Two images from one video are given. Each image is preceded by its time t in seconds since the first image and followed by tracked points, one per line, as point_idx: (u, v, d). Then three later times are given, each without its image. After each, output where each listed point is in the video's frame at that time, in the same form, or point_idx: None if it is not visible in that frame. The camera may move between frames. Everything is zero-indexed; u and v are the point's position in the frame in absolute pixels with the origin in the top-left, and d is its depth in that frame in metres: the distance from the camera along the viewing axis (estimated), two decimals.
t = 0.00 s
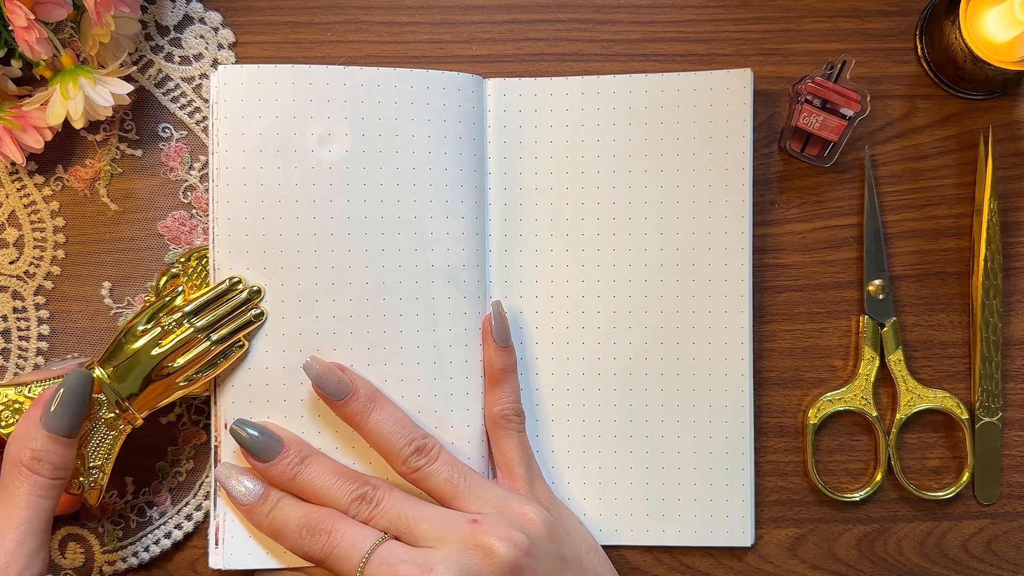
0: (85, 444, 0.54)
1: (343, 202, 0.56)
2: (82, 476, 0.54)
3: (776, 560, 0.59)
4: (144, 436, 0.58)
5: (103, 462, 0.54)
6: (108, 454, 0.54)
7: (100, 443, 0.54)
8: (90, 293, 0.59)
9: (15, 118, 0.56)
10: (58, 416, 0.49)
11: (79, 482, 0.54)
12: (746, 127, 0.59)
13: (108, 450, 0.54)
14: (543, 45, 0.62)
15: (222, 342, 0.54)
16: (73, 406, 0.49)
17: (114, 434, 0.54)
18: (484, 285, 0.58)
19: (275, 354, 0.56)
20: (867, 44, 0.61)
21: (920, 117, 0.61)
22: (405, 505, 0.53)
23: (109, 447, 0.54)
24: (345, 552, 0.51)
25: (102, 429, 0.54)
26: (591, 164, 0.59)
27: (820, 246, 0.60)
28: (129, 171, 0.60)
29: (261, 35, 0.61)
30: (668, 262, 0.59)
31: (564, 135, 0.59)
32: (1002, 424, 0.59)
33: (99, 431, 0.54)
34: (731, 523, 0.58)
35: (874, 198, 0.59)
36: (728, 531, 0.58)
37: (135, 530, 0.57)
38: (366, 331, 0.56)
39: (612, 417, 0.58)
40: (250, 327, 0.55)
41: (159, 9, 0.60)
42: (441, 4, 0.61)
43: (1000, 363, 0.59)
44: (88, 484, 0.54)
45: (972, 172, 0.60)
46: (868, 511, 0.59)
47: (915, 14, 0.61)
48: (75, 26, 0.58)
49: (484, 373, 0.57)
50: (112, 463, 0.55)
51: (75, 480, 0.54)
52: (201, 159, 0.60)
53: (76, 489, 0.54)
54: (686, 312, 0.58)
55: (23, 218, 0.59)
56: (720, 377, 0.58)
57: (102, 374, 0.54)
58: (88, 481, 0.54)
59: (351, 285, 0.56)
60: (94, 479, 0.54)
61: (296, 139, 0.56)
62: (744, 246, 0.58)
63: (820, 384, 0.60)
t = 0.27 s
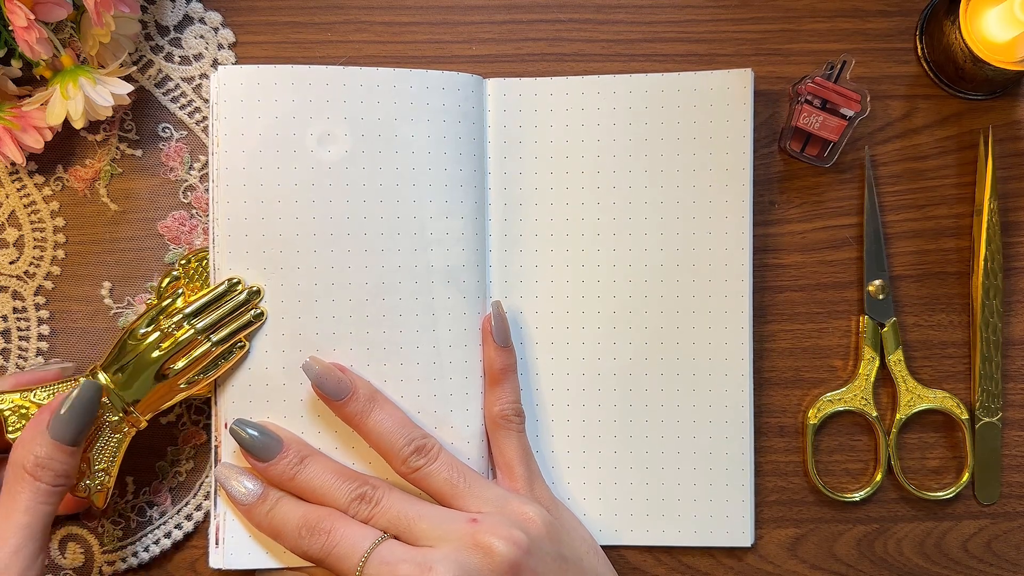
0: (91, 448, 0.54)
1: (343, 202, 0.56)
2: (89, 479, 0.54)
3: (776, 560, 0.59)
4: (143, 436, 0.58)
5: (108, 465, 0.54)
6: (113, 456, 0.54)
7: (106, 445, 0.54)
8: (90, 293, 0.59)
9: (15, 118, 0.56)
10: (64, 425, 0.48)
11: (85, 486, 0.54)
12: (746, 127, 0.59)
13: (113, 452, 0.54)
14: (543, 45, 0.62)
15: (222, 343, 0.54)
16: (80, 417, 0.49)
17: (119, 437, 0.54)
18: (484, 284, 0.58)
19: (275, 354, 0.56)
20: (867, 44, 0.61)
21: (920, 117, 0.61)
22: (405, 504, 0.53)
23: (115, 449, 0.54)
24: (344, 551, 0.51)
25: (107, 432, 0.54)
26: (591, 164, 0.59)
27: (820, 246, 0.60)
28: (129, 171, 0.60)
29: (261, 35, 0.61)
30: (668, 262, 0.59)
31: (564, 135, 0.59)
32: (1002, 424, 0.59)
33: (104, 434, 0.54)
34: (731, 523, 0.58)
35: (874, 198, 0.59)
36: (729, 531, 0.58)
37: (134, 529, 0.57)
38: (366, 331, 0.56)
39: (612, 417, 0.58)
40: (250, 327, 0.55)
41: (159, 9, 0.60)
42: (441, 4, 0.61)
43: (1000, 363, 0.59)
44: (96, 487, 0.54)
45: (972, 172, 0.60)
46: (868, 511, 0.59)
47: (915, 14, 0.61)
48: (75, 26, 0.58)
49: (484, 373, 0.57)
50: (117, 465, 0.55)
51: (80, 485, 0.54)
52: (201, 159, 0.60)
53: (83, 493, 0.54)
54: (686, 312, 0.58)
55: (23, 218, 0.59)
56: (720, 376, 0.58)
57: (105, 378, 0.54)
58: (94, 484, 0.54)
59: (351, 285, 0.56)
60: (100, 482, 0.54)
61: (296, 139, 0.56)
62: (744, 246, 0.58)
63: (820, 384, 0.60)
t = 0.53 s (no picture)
0: (83, 440, 0.53)
1: (342, 202, 0.56)
2: (79, 472, 0.53)
3: (776, 560, 0.59)
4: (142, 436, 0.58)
5: (100, 459, 0.54)
6: (105, 451, 0.54)
7: (98, 439, 0.53)
8: (90, 293, 0.59)
9: (15, 118, 0.56)
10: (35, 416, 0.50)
11: (73, 478, 0.53)
12: (746, 126, 0.59)
13: (105, 446, 0.54)
14: (543, 45, 0.62)
15: (221, 341, 0.54)
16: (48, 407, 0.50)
17: (112, 431, 0.54)
18: (484, 284, 0.58)
19: (275, 354, 0.56)
20: (867, 44, 0.61)
21: (920, 117, 0.61)
22: (405, 504, 0.53)
23: (107, 443, 0.54)
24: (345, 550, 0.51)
25: (100, 425, 0.53)
26: (590, 163, 0.59)
27: (820, 246, 0.60)
28: (129, 171, 0.60)
29: (261, 35, 0.61)
30: (668, 262, 0.59)
31: (564, 135, 0.59)
32: (1002, 424, 0.59)
33: (97, 427, 0.53)
34: (731, 523, 0.58)
35: (874, 198, 0.59)
36: (729, 531, 0.58)
37: (133, 529, 0.57)
38: (366, 331, 0.56)
39: (612, 417, 0.58)
40: (249, 326, 0.55)
41: (159, 9, 0.60)
42: (441, 4, 0.61)
43: (999, 363, 0.59)
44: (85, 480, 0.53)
45: (972, 172, 0.60)
46: (868, 510, 0.59)
47: (915, 14, 0.61)
48: (75, 26, 0.58)
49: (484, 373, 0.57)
50: (109, 460, 0.54)
51: (70, 476, 0.53)
52: (201, 159, 0.60)
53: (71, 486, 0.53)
54: (686, 312, 0.58)
55: (23, 218, 0.59)
56: (720, 376, 0.58)
57: (102, 372, 0.54)
58: (84, 478, 0.53)
59: (351, 285, 0.56)
60: (90, 477, 0.54)
61: (296, 139, 0.56)
62: (744, 246, 0.58)
63: (820, 384, 0.60)
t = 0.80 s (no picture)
0: (94, 451, 0.54)
1: (342, 202, 0.56)
2: (92, 482, 0.54)
3: (776, 560, 0.59)
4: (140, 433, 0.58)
5: (111, 468, 0.54)
6: (116, 460, 0.54)
7: (108, 449, 0.54)
8: (90, 293, 0.59)
9: (15, 118, 0.56)
10: (65, 423, 0.51)
11: (86, 488, 0.54)
12: (746, 126, 0.59)
13: (115, 456, 0.54)
14: (543, 45, 0.62)
15: (224, 344, 0.55)
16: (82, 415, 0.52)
17: (122, 440, 0.54)
18: (484, 284, 0.58)
19: (275, 354, 0.56)
20: (867, 44, 0.61)
21: (920, 117, 0.61)
22: (405, 503, 0.53)
23: (118, 452, 0.54)
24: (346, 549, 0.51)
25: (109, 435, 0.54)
26: (590, 163, 0.59)
27: (819, 246, 0.60)
28: (129, 171, 0.60)
29: (261, 35, 0.61)
30: (667, 262, 0.59)
31: (564, 135, 0.59)
32: (1002, 424, 0.59)
33: (107, 437, 0.54)
34: (732, 523, 0.58)
35: (874, 198, 0.59)
36: (729, 531, 0.58)
37: (134, 529, 0.57)
38: (366, 331, 0.56)
39: (612, 417, 0.58)
40: (251, 328, 0.55)
41: (159, 9, 0.60)
42: (441, 4, 0.61)
43: (999, 363, 0.59)
44: (100, 490, 0.54)
45: (972, 172, 0.60)
46: (868, 511, 0.59)
47: (915, 14, 0.61)
48: (75, 26, 0.58)
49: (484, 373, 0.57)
50: (121, 468, 0.55)
51: (82, 487, 0.54)
52: (201, 159, 0.60)
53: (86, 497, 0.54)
54: (686, 312, 0.58)
55: (23, 218, 0.59)
56: (720, 376, 0.58)
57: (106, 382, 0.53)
58: (98, 488, 0.54)
59: (350, 285, 0.56)
60: (103, 486, 0.54)
61: (295, 139, 0.56)
62: (744, 246, 0.58)
63: (820, 384, 0.60)
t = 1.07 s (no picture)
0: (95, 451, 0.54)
1: (342, 202, 0.56)
2: (94, 482, 0.54)
3: (775, 560, 0.59)
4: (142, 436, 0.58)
5: (114, 468, 0.54)
6: (118, 460, 0.54)
7: (109, 449, 0.54)
8: (90, 292, 0.59)
9: (15, 118, 0.56)
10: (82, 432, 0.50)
11: (91, 490, 0.54)
12: (746, 126, 0.59)
13: (118, 456, 0.54)
14: (543, 45, 0.62)
15: (223, 345, 0.55)
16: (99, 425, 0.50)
17: (125, 440, 0.54)
18: (484, 284, 0.58)
19: (274, 355, 0.56)
20: (867, 44, 0.61)
21: (920, 117, 0.61)
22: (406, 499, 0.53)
23: (120, 452, 0.55)
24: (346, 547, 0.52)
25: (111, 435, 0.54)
26: (590, 163, 0.59)
27: (820, 246, 0.60)
28: (129, 171, 0.60)
29: (261, 35, 0.61)
30: (667, 261, 0.59)
31: (564, 135, 0.59)
32: (1002, 424, 0.59)
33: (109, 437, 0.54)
34: (732, 523, 0.58)
35: (874, 198, 0.59)
36: (729, 531, 0.58)
37: (134, 529, 0.57)
38: (366, 331, 0.56)
39: (612, 417, 0.58)
40: (249, 328, 0.55)
41: (159, 9, 0.60)
42: (441, 4, 0.61)
43: (999, 363, 0.59)
44: (103, 490, 0.54)
45: (972, 172, 0.60)
46: (867, 511, 0.59)
47: (915, 14, 0.61)
48: (75, 26, 0.58)
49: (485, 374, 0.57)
50: (124, 468, 0.55)
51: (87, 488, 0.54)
52: (201, 159, 0.60)
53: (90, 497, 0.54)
54: (686, 312, 0.58)
55: (23, 218, 0.59)
56: (720, 376, 0.58)
57: (110, 384, 0.54)
58: (101, 488, 0.54)
59: (350, 286, 0.56)
60: (106, 486, 0.54)
61: (295, 139, 0.56)
62: (744, 246, 0.58)
63: (820, 384, 0.60)
